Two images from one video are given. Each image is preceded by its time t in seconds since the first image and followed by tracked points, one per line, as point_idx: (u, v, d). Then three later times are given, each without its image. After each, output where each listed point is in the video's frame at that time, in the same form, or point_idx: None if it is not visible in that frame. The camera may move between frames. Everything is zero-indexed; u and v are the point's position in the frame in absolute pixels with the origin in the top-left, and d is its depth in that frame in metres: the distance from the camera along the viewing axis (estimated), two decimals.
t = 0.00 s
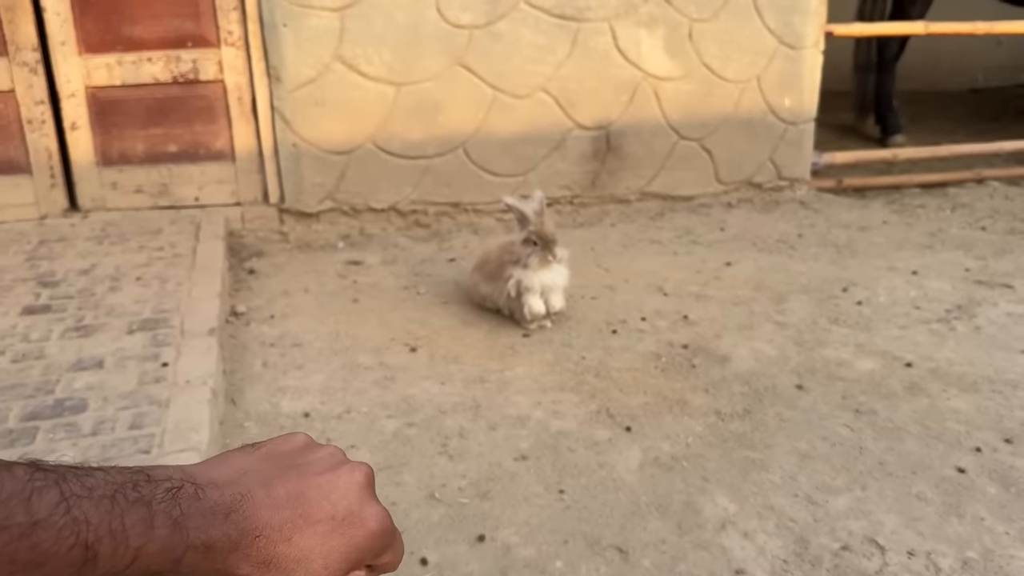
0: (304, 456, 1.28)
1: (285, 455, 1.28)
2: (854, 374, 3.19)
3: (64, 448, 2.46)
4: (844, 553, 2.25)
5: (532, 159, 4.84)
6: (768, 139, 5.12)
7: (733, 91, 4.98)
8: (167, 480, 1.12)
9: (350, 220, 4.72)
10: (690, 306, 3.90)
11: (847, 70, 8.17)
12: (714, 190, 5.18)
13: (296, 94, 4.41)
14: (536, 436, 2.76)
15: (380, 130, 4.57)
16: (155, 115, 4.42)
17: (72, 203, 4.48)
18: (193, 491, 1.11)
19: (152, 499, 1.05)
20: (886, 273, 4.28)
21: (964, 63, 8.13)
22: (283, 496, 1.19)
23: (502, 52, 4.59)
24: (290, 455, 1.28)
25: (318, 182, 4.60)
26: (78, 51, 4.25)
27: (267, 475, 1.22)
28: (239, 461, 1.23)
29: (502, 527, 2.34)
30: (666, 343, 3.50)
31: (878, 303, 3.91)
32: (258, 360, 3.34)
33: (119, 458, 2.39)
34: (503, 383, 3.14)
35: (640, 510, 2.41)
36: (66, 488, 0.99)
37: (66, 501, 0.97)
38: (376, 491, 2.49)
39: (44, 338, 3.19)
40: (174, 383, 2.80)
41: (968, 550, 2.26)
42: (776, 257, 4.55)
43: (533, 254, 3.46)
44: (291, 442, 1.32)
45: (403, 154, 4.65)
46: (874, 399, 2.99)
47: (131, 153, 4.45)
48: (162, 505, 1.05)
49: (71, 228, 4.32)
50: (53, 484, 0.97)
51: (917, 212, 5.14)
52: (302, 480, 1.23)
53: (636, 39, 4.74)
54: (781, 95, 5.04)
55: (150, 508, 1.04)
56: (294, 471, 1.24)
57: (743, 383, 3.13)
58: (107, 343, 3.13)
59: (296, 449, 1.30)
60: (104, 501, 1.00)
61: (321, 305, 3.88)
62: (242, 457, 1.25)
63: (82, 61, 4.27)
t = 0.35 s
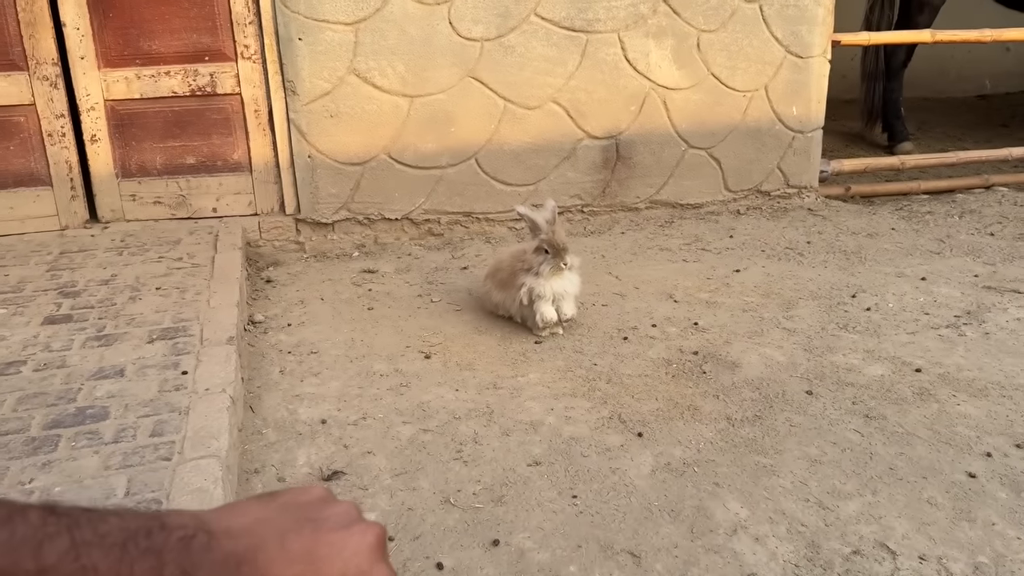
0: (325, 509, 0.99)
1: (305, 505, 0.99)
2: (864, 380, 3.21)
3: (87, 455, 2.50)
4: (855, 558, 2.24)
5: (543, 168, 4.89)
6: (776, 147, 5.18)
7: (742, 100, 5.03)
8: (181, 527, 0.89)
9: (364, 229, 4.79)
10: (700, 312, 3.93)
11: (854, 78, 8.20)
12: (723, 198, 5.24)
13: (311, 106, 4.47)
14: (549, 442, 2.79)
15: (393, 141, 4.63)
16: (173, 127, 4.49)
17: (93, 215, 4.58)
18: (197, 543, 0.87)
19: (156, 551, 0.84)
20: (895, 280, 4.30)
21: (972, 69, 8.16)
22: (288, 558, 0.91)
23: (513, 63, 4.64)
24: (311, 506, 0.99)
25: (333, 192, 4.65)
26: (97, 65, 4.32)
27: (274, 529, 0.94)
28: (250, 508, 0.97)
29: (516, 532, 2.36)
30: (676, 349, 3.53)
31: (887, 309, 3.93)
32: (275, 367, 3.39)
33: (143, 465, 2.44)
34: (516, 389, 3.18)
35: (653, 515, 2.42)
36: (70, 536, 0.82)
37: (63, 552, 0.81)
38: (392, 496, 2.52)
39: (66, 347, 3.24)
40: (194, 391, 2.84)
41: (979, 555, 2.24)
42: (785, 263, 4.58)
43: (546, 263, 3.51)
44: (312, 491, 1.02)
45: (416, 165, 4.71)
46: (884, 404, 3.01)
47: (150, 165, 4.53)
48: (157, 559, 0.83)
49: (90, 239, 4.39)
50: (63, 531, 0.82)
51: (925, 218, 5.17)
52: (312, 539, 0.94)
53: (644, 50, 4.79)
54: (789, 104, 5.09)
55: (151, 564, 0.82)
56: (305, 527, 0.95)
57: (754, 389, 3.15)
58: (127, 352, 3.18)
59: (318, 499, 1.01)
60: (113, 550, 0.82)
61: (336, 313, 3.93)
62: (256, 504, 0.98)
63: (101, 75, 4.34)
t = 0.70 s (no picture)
0: (341, 521, 0.77)
1: (315, 517, 0.78)
2: (867, 382, 3.22)
3: (93, 458, 2.52)
4: (858, 561, 2.21)
5: (546, 172, 4.91)
6: (777, 150, 5.20)
7: (744, 104, 5.05)
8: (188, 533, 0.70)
9: (368, 233, 4.81)
10: (702, 315, 3.95)
11: (857, 82, 8.23)
12: (725, 201, 5.26)
13: (315, 110, 4.48)
14: (552, 445, 2.80)
15: (397, 145, 4.65)
16: (177, 131, 4.51)
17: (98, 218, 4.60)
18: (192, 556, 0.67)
19: (160, 562, 0.65)
20: (897, 283, 4.31)
21: (975, 73, 8.17)
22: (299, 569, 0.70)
23: (516, 68, 4.66)
24: (324, 516, 0.78)
25: (337, 196, 4.67)
26: (103, 69, 4.34)
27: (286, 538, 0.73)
28: (251, 523, 0.75)
29: (519, 534, 2.36)
30: (679, 352, 3.54)
31: (889, 312, 3.94)
32: (279, 370, 3.40)
33: (148, 467, 2.45)
34: (519, 392, 3.19)
35: (656, 517, 2.42)
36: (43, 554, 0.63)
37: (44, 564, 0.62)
38: (396, 498, 2.53)
39: (72, 350, 3.26)
40: (199, 394, 2.86)
41: (982, 558, 2.21)
42: (787, 266, 4.59)
43: (548, 266, 3.52)
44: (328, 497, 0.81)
45: (419, 169, 4.73)
46: (886, 407, 3.02)
47: (155, 169, 4.55)
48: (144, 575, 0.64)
49: (95, 242, 4.42)
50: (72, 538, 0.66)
51: (927, 221, 5.19)
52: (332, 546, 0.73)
53: (647, 54, 4.81)
54: (791, 107, 5.11)
55: None
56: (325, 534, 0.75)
57: (757, 392, 3.16)
58: (132, 355, 3.20)
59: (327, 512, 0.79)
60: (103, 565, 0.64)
61: (340, 316, 3.95)
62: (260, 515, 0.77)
63: (106, 79, 4.36)
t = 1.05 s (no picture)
0: (345, 522, 0.80)
1: (320, 517, 0.80)
2: (862, 382, 3.23)
3: (87, 454, 2.51)
4: (853, 559, 2.21)
5: (542, 170, 4.91)
6: (773, 149, 5.21)
7: (740, 103, 5.06)
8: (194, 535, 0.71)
9: (364, 230, 4.80)
10: (698, 314, 3.95)
11: (853, 81, 8.25)
12: (721, 200, 5.27)
13: (312, 106, 4.47)
14: (548, 443, 2.80)
15: (393, 142, 4.64)
16: (173, 126, 4.50)
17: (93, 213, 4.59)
18: (207, 555, 0.68)
19: (166, 563, 0.66)
20: (892, 282, 4.32)
21: (971, 73, 8.19)
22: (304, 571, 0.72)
23: (514, 64, 4.65)
24: (329, 516, 0.80)
25: (333, 192, 4.66)
26: (97, 64, 4.32)
27: (291, 543, 0.75)
28: (261, 519, 0.77)
29: (515, 532, 2.35)
30: (674, 351, 3.54)
31: (884, 311, 3.95)
32: (275, 367, 3.40)
33: (142, 463, 2.45)
34: (515, 389, 3.19)
35: (651, 515, 2.42)
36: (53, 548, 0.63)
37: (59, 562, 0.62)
38: (391, 496, 2.52)
39: (66, 346, 3.25)
40: (194, 391, 2.85)
41: (976, 557, 2.21)
42: (783, 265, 4.60)
43: (545, 264, 3.52)
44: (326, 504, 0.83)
45: (416, 165, 4.72)
46: (881, 406, 3.02)
47: (150, 165, 4.54)
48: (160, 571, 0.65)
49: (90, 238, 4.40)
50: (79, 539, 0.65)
51: (922, 221, 5.21)
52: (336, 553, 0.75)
53: (644, 52, 4.81)
54: (787, 106, 5.12)
55: None
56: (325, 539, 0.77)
57: (752, 391, 3.16)
58: (127, 351, 3.18)
59: (333, 511, 0.81)
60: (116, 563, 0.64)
61: (335, 313, 3.94)
62: (267, 512, 0.78)
63: (101, 74, 4.34)
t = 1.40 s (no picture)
0: (308, 313, 0.87)
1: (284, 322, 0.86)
2: (854, 376, 3.23)
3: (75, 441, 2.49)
4: (843, 554, 2.21)
5: (537, 161, 4.89)
6: (769, 143, 5.20)
7: (736, 96, 5.05)
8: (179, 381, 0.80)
9: (357, 219, 4.78)
10: (691, 307, 3.95)
11: (848, 76, 8.25)
12: (715, 193, 5.27)
13: (305, 93, 4.44)
14: (539, 435, 2.79)
15: (387, 131, 4.61)
16: (165, 112, 4.46)
17: (83, 199, 4.55)
18: (197, 393, 0.78)
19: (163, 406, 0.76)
20: (885, 277, 4.33)
21: (966, 69, 8.21)
22: (293, 353, 0.82)
23: (509, 54, 4.62)
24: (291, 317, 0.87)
25: (326, 181, 4.64)
26: (89, 48, 4.28)
27: (277, 337, 0.85)
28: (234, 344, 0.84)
29: (505, 524, 2.34)
30: (667, 344, 3.54)
31: (877, 306, 3.96)
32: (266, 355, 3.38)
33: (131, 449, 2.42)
34: (507, 381, 3.18)
35: (642, 508, 2.41)
36: (52, 414, 0.74)
37: (65, 428, 0.73)
38: (382, 486, 2.49)
39: (55, 333, 3.22)
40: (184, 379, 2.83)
41: (965, 552, 2.21)
42: (776, 259, 4.60)
43: (539, 256, 3.53)
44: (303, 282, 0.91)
45: (410, 155, 4.69)
46: (873, 401, 3.03)
47: (141, 151, 4.50)
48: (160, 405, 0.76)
49: (80, 224, 4.37)
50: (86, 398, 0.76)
51: (916, 217, 5.22)
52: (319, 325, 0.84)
53: (640, 44, 4.79)
54: (783, 100, 5.11)
55: (157, 415, 0.75)
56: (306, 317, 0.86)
57: (744, 384, 3.16)
58: (117, 338, 3.16)
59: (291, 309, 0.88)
60: (119, 408, 0.75)
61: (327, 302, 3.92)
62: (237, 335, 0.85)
63: (93, 58, 4.29)
